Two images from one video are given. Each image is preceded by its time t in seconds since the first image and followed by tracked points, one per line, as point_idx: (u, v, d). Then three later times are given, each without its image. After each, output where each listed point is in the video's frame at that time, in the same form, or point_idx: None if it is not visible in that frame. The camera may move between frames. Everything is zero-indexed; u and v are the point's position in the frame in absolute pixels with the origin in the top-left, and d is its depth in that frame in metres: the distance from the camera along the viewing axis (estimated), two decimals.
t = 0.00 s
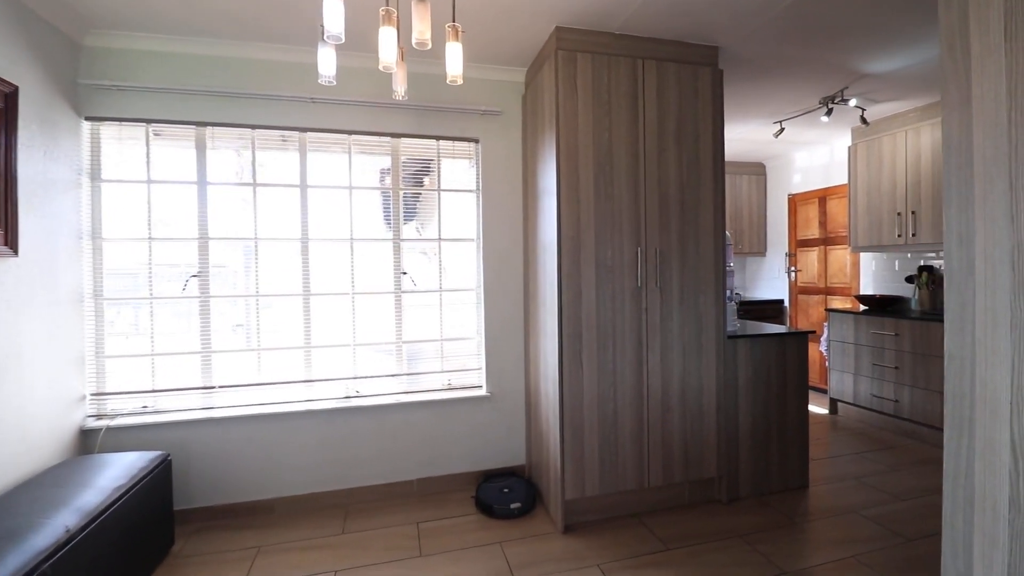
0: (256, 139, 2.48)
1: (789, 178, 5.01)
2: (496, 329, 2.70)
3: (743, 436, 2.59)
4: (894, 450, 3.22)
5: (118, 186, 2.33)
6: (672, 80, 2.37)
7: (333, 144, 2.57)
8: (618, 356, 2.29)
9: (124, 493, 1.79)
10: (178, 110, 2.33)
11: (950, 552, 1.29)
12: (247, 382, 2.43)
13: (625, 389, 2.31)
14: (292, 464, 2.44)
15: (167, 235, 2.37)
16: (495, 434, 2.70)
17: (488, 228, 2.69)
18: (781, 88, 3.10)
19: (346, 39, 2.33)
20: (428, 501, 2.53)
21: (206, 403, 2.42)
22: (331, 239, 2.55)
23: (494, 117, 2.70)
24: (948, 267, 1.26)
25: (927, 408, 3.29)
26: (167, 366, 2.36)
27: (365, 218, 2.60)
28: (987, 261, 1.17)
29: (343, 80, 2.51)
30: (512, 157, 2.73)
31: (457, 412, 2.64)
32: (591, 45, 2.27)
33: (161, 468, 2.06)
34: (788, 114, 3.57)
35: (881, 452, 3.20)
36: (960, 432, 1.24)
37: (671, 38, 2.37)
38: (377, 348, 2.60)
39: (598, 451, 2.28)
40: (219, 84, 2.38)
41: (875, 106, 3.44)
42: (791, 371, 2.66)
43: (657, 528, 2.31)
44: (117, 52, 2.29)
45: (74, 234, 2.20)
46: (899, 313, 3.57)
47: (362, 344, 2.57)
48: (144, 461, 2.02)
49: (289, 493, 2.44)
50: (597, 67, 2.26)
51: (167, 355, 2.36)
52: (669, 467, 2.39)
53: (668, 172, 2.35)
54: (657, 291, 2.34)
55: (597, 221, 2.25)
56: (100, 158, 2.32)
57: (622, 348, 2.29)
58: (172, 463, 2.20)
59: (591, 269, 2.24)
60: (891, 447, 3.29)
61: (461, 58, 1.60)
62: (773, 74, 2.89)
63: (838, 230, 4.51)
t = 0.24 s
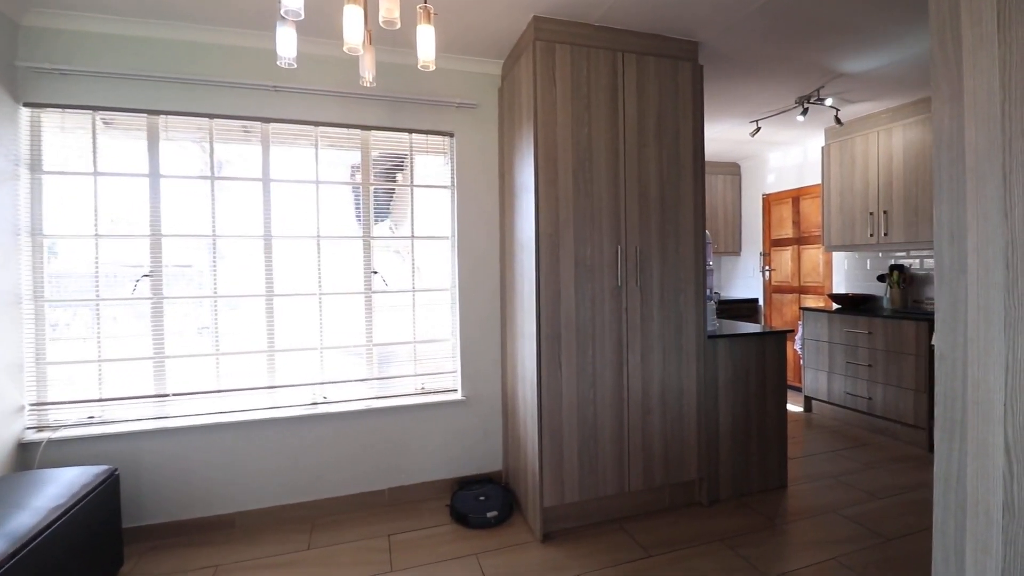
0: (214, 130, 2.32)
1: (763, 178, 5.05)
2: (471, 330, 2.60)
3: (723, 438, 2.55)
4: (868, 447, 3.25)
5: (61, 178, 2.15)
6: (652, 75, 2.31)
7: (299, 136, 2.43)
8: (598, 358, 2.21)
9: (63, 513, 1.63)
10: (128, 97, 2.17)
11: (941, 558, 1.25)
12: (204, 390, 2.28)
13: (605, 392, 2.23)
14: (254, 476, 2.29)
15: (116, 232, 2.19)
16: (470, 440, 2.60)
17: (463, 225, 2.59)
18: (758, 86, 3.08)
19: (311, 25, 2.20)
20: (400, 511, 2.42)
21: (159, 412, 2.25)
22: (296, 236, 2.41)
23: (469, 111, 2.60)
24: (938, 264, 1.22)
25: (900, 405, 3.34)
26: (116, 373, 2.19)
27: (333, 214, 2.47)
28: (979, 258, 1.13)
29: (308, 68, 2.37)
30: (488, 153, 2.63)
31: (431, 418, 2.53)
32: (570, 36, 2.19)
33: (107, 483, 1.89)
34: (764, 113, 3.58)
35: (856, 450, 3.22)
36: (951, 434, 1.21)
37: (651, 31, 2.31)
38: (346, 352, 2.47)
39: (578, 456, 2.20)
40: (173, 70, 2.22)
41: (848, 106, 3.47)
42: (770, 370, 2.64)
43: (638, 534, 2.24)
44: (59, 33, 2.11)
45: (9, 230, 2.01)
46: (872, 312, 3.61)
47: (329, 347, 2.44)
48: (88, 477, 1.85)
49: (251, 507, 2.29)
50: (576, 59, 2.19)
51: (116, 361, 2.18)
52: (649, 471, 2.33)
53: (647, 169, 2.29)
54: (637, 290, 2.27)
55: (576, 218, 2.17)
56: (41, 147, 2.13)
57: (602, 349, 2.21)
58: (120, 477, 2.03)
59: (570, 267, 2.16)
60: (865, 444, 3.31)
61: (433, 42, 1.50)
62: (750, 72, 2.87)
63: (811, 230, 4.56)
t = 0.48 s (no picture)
0: (163, 118, 2.14)
1: (738, 178, 5.06)
2: (443, 333, 2.48)
3: (702, 441, 2.47)
4: (844, 447, 3.24)
5: None
6: (631, 67, 2.23)
7: (257, 127, 2.27)
8: (575, 361, 2.11)
9: None
10: (65, 79, 1.98)
11: (935, 569, 1.20)
12: (151, 400, 2.10)
13: (582, 397, 2.13)
14: (207, 492, 2.13)
15: (51, 227, 2.00)
16: (442, 448, 2.48)
17: (434, 222, 2.47)
18: (735, 84, 3.04)
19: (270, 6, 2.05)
20: (366, 526, 2.28)
21: (101, 424, 2.07)
22: (255, 233, 2.25)
23: (441, 103, 2.48)
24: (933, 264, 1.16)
25: (874, 405, 3.35)
26: (51, 382, 1.99)
27: (295, 211, 2.31)
28: (976, 257, 1.07)
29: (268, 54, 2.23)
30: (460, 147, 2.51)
31: (400, 426, 2.41)
32: (546, 24, 2.09)
33: (38, 505, 1.71)
34: (740, 112, 3.55)
35: (832, 450, 3.21)
36: (945, 442, 1.14)
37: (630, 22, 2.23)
38: (309, 356, 2.32)
39: (554, 464, 2.10)
40: (116, 51, 2.04)
41: (823, 106, 3.47)
42: (749, 371, 2.58)
43: (616, 543, 2.15)
44: None
45: None
46: (845, 312, 3.63)
47: (290, 352, 2.29)
48: (15, 498, 1.67)
49: (204, 525, 2.13)
50: (553, 50, 2.09)
51: (51, 369, 1.99)
52: (628, 478, 2.24)
53: (626, 165, 2.21)
54: (615, 290, 2.18)
55: (552, 215, 2.07)
56: None
57: (580, 352, 2.12)
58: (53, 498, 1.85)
59: (547, 266, 2.06)
60: (840, 444, 3.31)
61: (398, 22, 1.38)
62: (729, 69, 2.82)
63: (785, 230, 4.58)
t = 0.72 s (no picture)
0: (102, 106, 1.95)
1: (713, 178, 5.05)
2: (412, 338, 2.35)
3: (682, 447, 2.40)
4: (820, 448, 3.23)
5: None
6: (607, 61, 2.14)
7: (208, 118, 2.09)
8: (547, 367, 2.00)
9: None
10: None
11: None
12: (89, 415, 1.92)
13: (557, 404, 2.02)
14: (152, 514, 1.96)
15: None
16: (411, 459, 2.36)
17: (401, 221, 2.34)
18: (713, 82, 2.99)
19: None
20: (329, 545, 2.14)
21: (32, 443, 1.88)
22: (206, 233, 2.08)
23: (409, 95, 2.35)
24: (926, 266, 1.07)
25: (849, 405, 3.35)
26: None
27: (251, 209, 2.15)
28: (973, 259, 0.97)
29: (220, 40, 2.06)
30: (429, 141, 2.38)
31: (366, 437, 2.27)
32: (519, 12, 1.97)
33: None
34: (717, 111, 3.51)
35: (809, 451, 3.19)
36: (941, 454, 1.06)
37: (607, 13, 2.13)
38: (266, 365, 2.16)
39: (529, 476, 1.99)
40: (46, 32, 1.85)
41: (799, 106, 3.46)
42: (727, 373, 2.50)
43: (593, 557, 2.06)
44: None
45: None
46: (820, 312, 3.63)
47: (245, 361, 2.13)
48: None
49: (149, 550, 1.96)
50: (526, 40, 1.98)
51: None
52: (605, 488, 2.15)
53: (602, 162, 2.11)
54: (592, 293, 2.09)
55: (526, 214, 1.96)
56: None
57: (555, 358, 2.01)
58: None
59: (520, 268, 1.95)
60: (816, 445, 3.30)
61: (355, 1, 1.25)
62: (707, 65, 2.76)
63: (760, 230, 4.58)
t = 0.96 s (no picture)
0: (25, 90, 1.76)
1: (686, 178, 5.04)
2: (375, 344, 2.21)
3: (656, 453, 2.32)
4: (793, 449, 3.21)
5: None
6: (581, 52, 2.04)
7: (148, 104, 1.91)
8: (516, 373, 1.87)
9: None
10: None
11: None
12: (10, 433, 1.72)
13: (529, 413, 1.90)
14: (83, 541, 1.78)
15: None
16: (373, 472, 2.22)
17: (363, 219, 2.20)
18: (688, 78, 2.93)
19: None
20: (284, 567, 1.99)
21: None
22: (146, 231, 1.90)
23: (372, 85, 2.22)
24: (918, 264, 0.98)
25: (820, 405, 3.35)
26: None
27: (197, 204, 1.98)
28: (968, 258, 0.88)
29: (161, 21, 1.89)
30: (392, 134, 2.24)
31: (325, 450, 2.13)
32: None
33: None
34: (691, 110, 3.47)
35: (781, 452, 3.16)
36: (931, 466, 0.96)
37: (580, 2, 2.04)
38: (215, 374, 2.00)
39: (499, 490, 1.87)
40: None
41: (772, 106, 3.45)
42: (701, 376, 2.41)
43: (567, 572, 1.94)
44: None
45: None
46: (791, 312, 3.63)
47: (189, 370, 1.95)
48: None
49: None
50: (495, 27, 1.87)
51: None
52: (579, 499, 2.03)
53: (574, 159, 2.02)
54: (565, 294, 1.97)
55: (495, 211, 1.84)
56: None
57: (527, 363, 1.89)
58: None
59: (490, 269, 1.82)
60: (789, 445, 3.28)
61: None
62: (681, 61, 2.70)
63: (733, 231, 4.58)
